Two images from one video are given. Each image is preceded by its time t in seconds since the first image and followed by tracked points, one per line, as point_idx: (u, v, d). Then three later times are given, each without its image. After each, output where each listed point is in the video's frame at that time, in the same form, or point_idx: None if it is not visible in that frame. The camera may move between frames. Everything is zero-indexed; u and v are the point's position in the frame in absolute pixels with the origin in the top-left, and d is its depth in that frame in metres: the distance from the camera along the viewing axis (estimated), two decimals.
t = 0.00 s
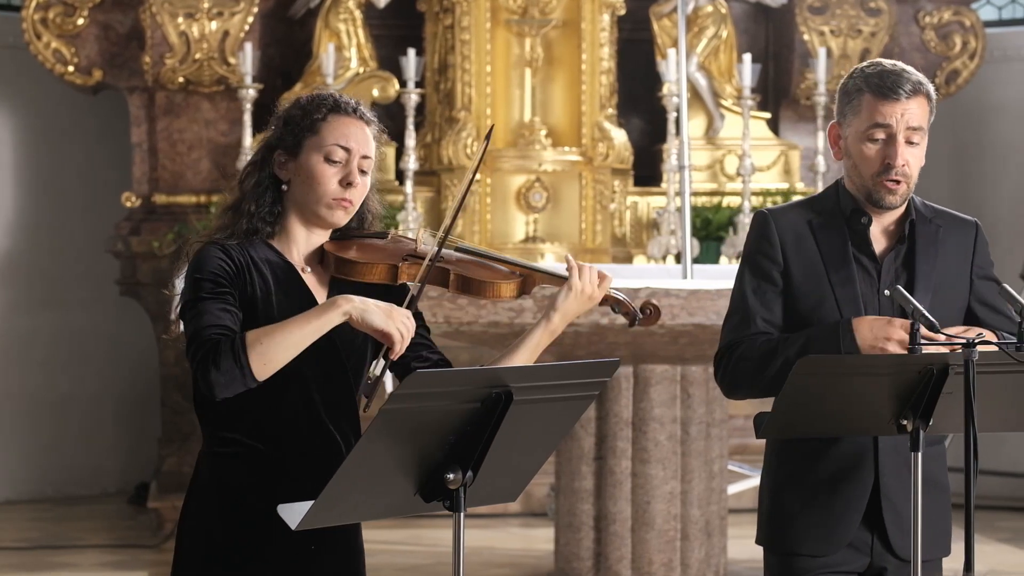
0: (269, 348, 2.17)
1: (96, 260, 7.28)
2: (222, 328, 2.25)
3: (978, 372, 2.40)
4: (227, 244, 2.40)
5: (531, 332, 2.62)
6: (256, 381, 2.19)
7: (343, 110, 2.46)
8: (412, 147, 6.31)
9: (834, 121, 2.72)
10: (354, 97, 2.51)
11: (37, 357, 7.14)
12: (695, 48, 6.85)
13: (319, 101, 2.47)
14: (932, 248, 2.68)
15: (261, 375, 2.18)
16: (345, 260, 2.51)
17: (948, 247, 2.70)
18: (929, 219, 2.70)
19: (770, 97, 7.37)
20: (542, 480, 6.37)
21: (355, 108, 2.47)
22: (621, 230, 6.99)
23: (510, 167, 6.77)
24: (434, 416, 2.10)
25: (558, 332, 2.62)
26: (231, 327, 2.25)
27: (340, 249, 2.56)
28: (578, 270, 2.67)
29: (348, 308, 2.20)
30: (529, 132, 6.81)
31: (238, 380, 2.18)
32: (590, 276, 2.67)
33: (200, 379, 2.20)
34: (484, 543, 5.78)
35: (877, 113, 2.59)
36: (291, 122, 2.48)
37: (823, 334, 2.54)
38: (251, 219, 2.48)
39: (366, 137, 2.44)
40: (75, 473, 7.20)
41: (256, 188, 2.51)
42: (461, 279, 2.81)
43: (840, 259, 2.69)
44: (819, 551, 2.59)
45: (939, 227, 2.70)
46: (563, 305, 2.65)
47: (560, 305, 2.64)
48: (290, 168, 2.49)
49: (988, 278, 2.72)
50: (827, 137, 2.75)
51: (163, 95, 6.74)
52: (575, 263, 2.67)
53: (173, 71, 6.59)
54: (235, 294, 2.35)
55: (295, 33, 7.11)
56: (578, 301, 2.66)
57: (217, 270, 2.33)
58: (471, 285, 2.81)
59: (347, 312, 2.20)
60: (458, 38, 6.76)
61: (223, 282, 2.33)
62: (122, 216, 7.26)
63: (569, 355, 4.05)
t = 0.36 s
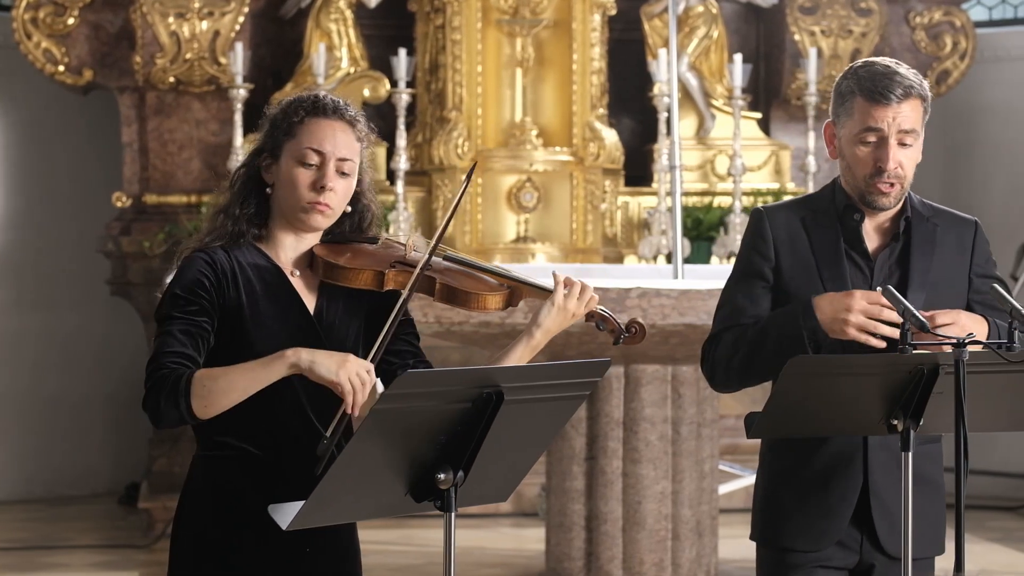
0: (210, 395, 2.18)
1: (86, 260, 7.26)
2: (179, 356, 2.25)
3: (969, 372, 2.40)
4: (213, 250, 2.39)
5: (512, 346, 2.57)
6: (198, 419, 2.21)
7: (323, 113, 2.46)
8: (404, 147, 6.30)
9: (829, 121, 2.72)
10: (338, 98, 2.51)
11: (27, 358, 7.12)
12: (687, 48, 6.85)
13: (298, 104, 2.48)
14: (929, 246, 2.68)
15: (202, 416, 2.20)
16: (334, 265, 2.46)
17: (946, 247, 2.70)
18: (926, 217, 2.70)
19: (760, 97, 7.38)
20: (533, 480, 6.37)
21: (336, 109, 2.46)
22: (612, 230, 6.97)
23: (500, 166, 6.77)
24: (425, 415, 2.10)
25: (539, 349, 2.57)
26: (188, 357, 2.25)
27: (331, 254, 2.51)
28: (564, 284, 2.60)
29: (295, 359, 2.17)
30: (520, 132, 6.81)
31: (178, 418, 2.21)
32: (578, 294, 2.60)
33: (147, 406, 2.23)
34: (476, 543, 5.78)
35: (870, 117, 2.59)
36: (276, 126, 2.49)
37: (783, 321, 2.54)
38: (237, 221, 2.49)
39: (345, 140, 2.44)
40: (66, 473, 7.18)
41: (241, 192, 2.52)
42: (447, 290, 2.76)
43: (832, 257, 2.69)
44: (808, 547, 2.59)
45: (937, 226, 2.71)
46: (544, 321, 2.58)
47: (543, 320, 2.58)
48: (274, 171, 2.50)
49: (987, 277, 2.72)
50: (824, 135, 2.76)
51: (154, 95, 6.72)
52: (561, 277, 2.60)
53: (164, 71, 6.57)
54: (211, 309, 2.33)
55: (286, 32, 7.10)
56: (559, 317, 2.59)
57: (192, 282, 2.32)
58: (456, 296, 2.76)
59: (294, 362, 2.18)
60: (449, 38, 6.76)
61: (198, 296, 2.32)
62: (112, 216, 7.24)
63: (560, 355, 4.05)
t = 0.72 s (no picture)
0: (171, 411, 2.17)
1: (76, 260, 7.24)
2: (150, 361, 2.23)
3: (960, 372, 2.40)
4: (206, 251, 2.39)
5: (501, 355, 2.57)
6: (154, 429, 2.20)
7: (317, 115, 2.45)
8: (394, 147, 6.28)
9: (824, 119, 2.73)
10: (333, 98, 2.50)
11: (17, 357, 7.11)
12: (677, 48, 6.86)
13: (292, 106, 2.48)
14: (922, 244, 2.68)
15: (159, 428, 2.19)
16: (328, 268, 2.45)
17: (938, 246, 2.71)
18: (922, 216, 2.70)
19: (752, 97, 7.38)
20: (525, 480, 6.37)
21: (330, 111, 2.46)
22: (603, 230, 6.96)
23: (492, 166, 6.77)
24: (416, 415, 2.10)
25: (529, 360, 2.57)
26: (160, 365, 2.24)
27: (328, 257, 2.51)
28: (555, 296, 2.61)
29: (258, 402, 2.14)
30: (511, 132, 6.81)
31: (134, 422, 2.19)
32: (566, 305, 2.61)
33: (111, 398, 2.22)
34: (467, 543, 5.77)
35: (852, 111, 2.60)
36: (271, 128, 2.49)
37: (743, 298, 2.61)
38: (230, 223, 2.48)
39: (338, 143, 2.42)
40: (56, 473, 7.16)
41: (236, 193, 2.52)
42: (438, 296, 2.77)
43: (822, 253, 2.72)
44: (794, 541, 2.59)
45: (933, 225, 2.71)
46: (534, 332, 2.59)
47: (532, 332, 2.58)
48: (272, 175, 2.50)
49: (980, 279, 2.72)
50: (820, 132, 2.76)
51: (145, 94, 6.71)
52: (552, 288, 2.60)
53: (154, 71, 6.56)
54: (194, 315, 2.32)
55: (277, 32, 7.09)
56: (549, 328, 2.60)
57: (177, 286, 2.31)
58: (448, 303, 2.77)
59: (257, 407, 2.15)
60: (440, 38, 6.76)
61: (182, 300, 2.31)
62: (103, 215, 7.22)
63: (552, 354, 4.05)
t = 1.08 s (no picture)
0: (213, 371, 2.15)
1: (69, 260, 7.23)
2: (179, 336, 2.22)
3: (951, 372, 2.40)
4: (204, 245, 2.38)
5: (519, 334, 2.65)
6: (198, 398, 2.17)
7: (317, 111, 2.43)
8: (387, 147, 6.27)
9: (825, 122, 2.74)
10: (332, 95, 2.49)
11: (10, 358, 7.10)
12: (670, 48, 6.86)
13: (292, 100, 2.45)
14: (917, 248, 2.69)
15: (204, 395, 2.16)
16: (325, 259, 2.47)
17: (932, 249, 2.72)
18: (918, 220, 2.71)
19: (744, 97, 7.39)
20: (517, 480, 6.36)
21: (330, 107, 2.44)
22: (596, 230, 6.97)
23: (485, 166, 6.77)
24: (409, 416, 2.09)
25: (546, 334, 2.66)
26: (186, 338, 2.22)
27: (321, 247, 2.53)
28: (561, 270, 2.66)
29: (302, 339, 2.14)
30: (504, 132, 6.81)
31: (180, 396, 2.16)
32: (574, 276, 2.66)
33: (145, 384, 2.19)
34: (460, 543, 5.77)
35: (856, 115, 2.61)
36: (267, 119, 2.45)
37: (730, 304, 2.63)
38: (225, 219, 2.47)
39: (338, 139, 2.41)
40: (48, 474, 7.14)
41: (229, 186, 2.49)
42: (439, 275, 2.79)
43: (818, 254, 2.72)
44: (791, 544, 2.59)
45: (929, 229, 2.72)
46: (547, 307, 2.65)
47: (546, 307, 2.66)
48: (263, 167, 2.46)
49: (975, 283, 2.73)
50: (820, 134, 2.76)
51: (137, 94, 6.70)
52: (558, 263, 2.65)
53: (147, 71, 6.55)
54: (200, 294, 2.33)
55: (269, 32, 7.08)
56: (561, 301, 2.66)
57: (184, 274, 2.31)
58: (449, 280, 2.79)
59: (300, 342, 2.14)
60: (433, 37, 6.75)
61: (191, 285, 2.31)
62: (95, 215, 7.21)
63: (545, 355, 4.05)
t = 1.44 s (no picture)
0: (202, 343, 2.12)
1: (64, 260, 7.22)
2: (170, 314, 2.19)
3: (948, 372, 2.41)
4: (201, 245, 2.38)
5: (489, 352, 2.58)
6: (183, 372, 2.14)
7: (301, 119, 2.43)
8: (383, 147, 6.27)
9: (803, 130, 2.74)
10: (317, 100, 2.48)
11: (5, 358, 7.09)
12: (666, 48, 6.86)
13: (278, 109, 2.45)
14: (905, 252, 2.69)
15: (188, 367, 2.13)
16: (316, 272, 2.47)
17: (920, 251, 2.71)
18: (903, 223, 2.70)
19: (740, 97, 7.39)
20: (513, 480, 6.37)
21: (313, 114, 2.44)
22: (592, 230, 6.97)
23: (481, 166, 6.77)
24: (405, 415, 2.09)
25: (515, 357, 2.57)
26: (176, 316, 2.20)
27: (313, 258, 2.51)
28: (543, 298, 2.63)
29: (296, 326, 2.14)
30: (499, 132, 6.81)
31: (164, 365, 2.12)
32: (556, 307, 2.62)
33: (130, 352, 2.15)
34: (456, 543, 5.77)
35: (839, 123, 2.60)
36: (256, 132, 2.46)
37: (742, 347, 2.55)
38: (221, 224, 2.47)
39: (322, 148, 2.41)
40: (44, 474, 7.13)
41: (222, 195, 2.50)
42: (427, 302, 2.84)
43: (809, 263, 2.69)
44: (800, 558, 2.60)
45: (914, 232, 2.71)
46: (521, 330, 2.59)
47: (519, 330, 2.59)
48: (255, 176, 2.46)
49: (961, 284, 2.73)
50: (798, 142, 2.76)
51: (133, 94, 6.69)
52: (539, 290, 2.62)
53: (142, 70, 6.54)
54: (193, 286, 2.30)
55: (265, 32, 7.07)
56: (539, 329, 2.61)
57: (181, 266, 2.31)
58: (436, 309, 2.84)
59: (294, 329, 2.14)
60: (429, 37, 6.75)
61: (186, 276, 2.30)
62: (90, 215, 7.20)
63: (540, 355, 4.05)
